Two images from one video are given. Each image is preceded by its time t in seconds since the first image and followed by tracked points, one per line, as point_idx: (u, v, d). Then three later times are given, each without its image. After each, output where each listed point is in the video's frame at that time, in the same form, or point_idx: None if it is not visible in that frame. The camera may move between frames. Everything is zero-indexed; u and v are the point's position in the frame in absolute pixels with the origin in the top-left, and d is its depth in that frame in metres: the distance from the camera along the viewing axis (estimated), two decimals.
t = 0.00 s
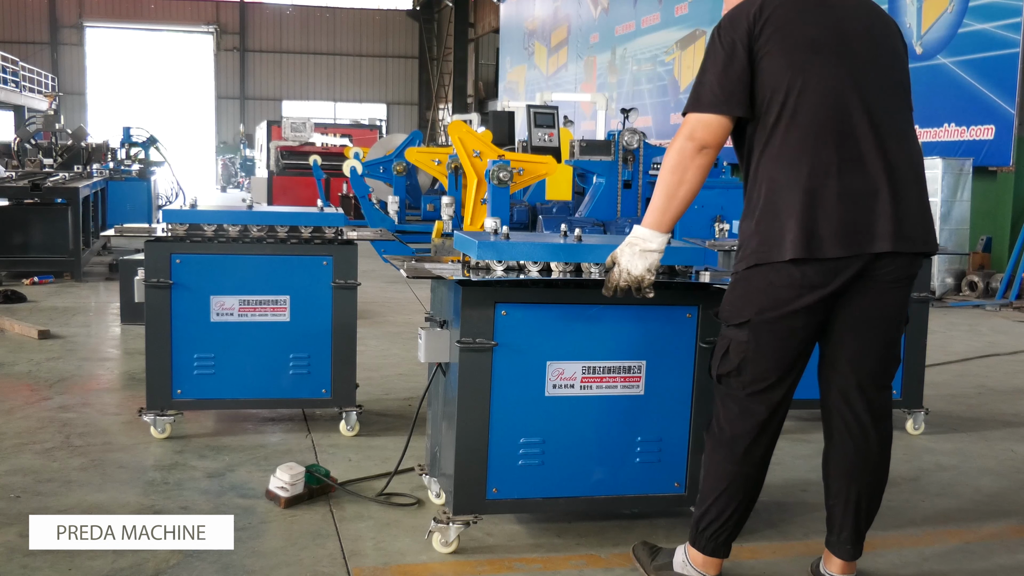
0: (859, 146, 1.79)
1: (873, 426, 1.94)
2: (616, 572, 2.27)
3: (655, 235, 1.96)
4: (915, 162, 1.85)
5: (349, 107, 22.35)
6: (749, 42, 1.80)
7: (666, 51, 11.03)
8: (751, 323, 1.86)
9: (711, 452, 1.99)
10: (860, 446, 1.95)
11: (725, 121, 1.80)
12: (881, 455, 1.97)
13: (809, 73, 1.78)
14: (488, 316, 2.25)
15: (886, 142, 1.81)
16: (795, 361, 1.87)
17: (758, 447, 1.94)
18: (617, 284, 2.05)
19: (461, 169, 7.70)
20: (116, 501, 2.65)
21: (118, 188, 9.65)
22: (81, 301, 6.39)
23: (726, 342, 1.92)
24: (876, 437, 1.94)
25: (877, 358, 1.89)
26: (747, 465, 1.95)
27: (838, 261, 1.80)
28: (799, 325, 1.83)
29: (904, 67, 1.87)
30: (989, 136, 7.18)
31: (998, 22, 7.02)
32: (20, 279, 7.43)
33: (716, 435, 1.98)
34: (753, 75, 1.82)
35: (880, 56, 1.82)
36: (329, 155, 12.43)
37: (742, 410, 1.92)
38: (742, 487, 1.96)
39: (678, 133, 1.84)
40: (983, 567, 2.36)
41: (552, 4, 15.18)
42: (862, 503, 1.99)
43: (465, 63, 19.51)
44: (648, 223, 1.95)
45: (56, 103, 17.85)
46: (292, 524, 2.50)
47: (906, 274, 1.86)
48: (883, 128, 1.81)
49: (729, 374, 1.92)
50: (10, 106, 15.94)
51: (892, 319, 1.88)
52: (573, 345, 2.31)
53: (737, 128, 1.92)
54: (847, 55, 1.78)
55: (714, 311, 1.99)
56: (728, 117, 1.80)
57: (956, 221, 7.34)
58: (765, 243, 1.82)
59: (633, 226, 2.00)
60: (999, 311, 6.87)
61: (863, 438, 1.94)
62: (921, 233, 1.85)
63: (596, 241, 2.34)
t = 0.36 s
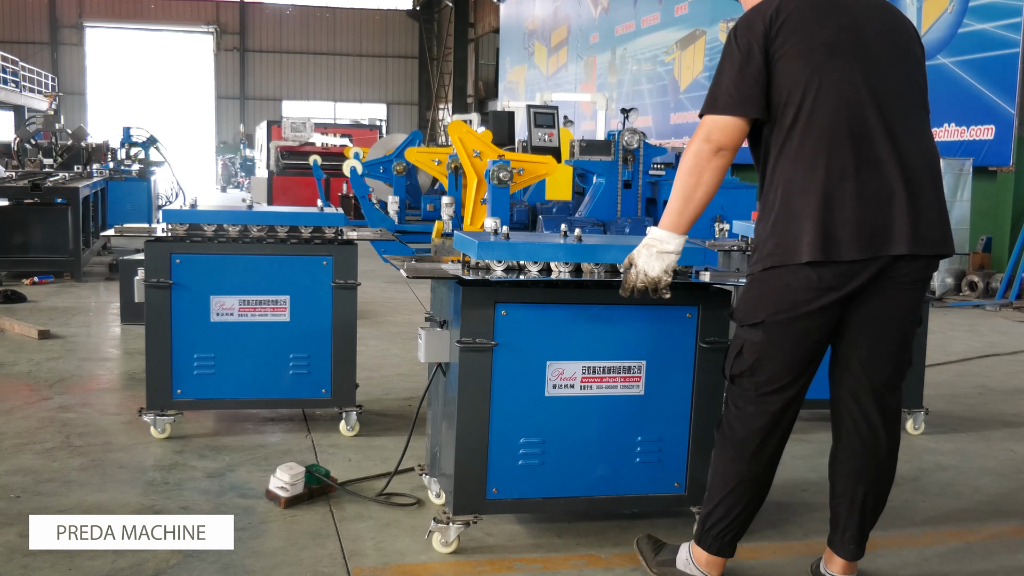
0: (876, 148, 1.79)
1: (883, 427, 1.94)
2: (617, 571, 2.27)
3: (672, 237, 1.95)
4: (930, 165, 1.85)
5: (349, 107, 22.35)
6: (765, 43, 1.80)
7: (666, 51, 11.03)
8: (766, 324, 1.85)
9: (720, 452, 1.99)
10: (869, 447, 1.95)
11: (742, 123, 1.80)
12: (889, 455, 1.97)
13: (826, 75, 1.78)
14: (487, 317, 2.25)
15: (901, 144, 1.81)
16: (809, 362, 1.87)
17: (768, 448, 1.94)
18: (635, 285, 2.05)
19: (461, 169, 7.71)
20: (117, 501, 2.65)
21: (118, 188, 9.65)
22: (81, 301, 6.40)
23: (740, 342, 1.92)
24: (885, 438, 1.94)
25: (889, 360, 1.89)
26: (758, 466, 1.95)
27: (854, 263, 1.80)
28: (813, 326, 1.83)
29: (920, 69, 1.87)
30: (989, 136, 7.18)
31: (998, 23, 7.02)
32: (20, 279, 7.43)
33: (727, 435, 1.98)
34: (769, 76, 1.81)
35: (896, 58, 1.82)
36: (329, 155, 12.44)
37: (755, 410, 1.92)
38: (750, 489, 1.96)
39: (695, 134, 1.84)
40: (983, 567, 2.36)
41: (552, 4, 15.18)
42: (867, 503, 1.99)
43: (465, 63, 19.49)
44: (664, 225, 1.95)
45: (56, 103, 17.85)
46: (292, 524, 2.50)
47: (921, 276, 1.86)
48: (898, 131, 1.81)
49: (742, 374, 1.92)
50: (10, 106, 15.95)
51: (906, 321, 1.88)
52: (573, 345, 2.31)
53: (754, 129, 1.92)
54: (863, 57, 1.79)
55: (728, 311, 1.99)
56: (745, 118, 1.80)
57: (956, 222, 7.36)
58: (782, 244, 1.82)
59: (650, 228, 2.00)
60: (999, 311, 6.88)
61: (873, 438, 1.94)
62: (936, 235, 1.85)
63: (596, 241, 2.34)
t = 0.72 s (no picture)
0: (893, 152, 1.79)
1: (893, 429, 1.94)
2: (617, 572, 2.27)
3: (687, 237, 1.94)
4: (947, 169, 1.84)
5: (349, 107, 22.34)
6: (783, 44, 1.80)
7: (666, 51, 11.03)
8: (779, 325, 1.86)
9: (728, 450, 1.99)
10: (878, 447, 1.94)
11: (758, 125, 1.80)
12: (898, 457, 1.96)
13: (843, 77, 1.77)
14: (487, 317, 2.25)
15: (919, 148, 1.81)
16: (820, 363, 1.87)
17: (777, 448, 1.94)
18: (652, 286, 2.04)
19: (461, 169, 7.71)
20: (117, 501, 2.65)
21: (118, 188, 9.65)
22: (81, 301, 6.40)
23: (752, 342, 1.92)
24: (895, 437, 1.94)
25: (901, 362, 1.89)
26: (767, 466, 1.95)
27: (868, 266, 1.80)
28: (826, 327, 1.83)
29: (938, 71, 1.86)
30: (989, 135, 7.18)
31: (997, 22, 7.02)
32: (19, 279, 7.43)
33: (736, 435, 1.98)
34: (787, 77, 1.82)
35: (915, 61, 1.81)
36: (329, 155, 12.44)
37: (765, 411, 1.92)
38: (759, 488, 1.96)
39: (712, 135, 1.85)
40: (982, 567, 2.36)
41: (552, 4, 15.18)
42: (874, 503, 1.99)
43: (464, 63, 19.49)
44: (680, 224, 1.94)
45: (56, 103, 17.85)
46: (292, 524, 2.50)
47: (934, 278, 1.86)
48: (915, 135, 1.81)
49: (753, 374, 1.92)
50: (10, 106, 15.94)
51: (919, 323, 1.87)
52: (573, 345, 2.31)
53: (770, 130, 1.92)
54: (881, 60, 1.78)
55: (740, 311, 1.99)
56: (761, 120, 1.80)
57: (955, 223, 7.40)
58: (796, 246, 1.82)
59: (667, 228, 1.99)
60: (998, 311, 6.88)
61: (882, 437, 1.93)
62: (952, 239, 1.85)
63: (596, 241, 2.34)
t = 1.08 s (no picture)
0: (908, 154, 1.79)
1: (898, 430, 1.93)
2: (617, 572, 2.27)
3: (702, 236, 1.95)
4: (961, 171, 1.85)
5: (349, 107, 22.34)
6: (800, 44, 1.80)
7: (666, 51, 11.03)
8: (788, 326, 1.86)
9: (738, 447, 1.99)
10: (882, 449, 1.94)
11: (773, 124, 1.81)
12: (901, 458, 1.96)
13: (860, 78, 1.78)
14: (487, 317, 2.25)
15: (934, 150, 1.81)
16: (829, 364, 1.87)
17: (782, 446, 1.94)
18: (668, 285, 2.06)
19: (461, 169, 7.71)
20: (117, 501, 2.65)
21: (118, 188, 9.65)
22: (81, 301, 6.40)
23: (759, 340, 1.92)
24: (901, 438, 1.93)
25: (908, 363, 1.89)
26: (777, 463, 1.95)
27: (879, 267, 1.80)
28: (835, 328, 1.83)
29: (953, 74, 1.86)
30: (989, 135, 7.18)
31: (997, 22, 7.02)
32: (19, 279, 7.43)
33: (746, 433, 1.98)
34: (803, 77, 1.82)
35: (931, 63, 1.82)
36: (329, 155, 12.43)
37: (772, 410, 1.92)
38: (771, 486, 1.96)
39: (728, 133, 1.85)
40: (983, 567, 2.37)
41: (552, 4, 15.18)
42: (877, 504, 1.99)
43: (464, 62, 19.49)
44: (695, 224, 1.95)
45: (56, 103, 17.85)
46: (292, 524, 2.50)
47: (945, 281, 1.86)
48: (930, 136, 1.81)
49: (760, 371, 1.92)
50: (10, 106, 15.94)
51: (926, 326, 1.87)
52: (574, 345, 2.31)
53: (784, 130, 1.92)
54: (898, 62, 1.79)
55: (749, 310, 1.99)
56: (776, 119, 1.80)
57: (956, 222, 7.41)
58: (809, 246, 1.82)
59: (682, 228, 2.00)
60: (998, 311, 6.88)
61: (888, 437, 1.93)
62: (965, 242, 1.85)
63: (596, 241, 2.34)
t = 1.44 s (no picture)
0: (910, 152, 1.79)
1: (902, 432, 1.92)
2: (617, 572, 2.27)
3: (716, 240, 1.97)
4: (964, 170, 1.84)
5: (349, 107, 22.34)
6: (800, 42, 1.82)
7: (666, 51, 11.03)
8: (802, 332, 1.85)
9: (784, 454, 1.97)
10: (885, 450, 1.92)
11: (777, 124, 1.81)
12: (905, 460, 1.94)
13: (861, 76, 1.78)
14: (487, 316, 2.25)
15: (937, 149, 1.80)
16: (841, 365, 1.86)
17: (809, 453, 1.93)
18: (685, 289, 2.08)
19: (461, 169, 7.71)
20: (116, 501, 2.65)
21: (118, 188, 9.65)
22: (81, 301, 6.40)
23: (777, 349, 1.91)
24: (904, 439, 1.92)
25: (912, 364, 1.88)
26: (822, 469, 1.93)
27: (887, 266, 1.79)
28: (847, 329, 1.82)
29: (956, 73, 1.86)
30: (989, 135, 7.18)
31: (997, 22, 7.02)
32: (20, 279, 7.43)
33: (783, 440, 1.96)
34: (805, 76, 1.83)
35: (932, 62, 1.82)
36: (329, 155, 12.43)
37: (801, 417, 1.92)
38: (825, 491, 1.94)
39: (735, 135, 1.86)
40: (983, 568, 2.37)
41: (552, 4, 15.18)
42: (882, 505, 1.97)
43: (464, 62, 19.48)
44: (708, 229, 1.96)
45: (57, 103, 17.85)
46: (292, 524, 2.50)
47: (949, 280, 1.85)
48: (933, 135, 1.80)
49: (781, 381, 1.92)
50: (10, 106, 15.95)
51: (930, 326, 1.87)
52: (573, 345, 2.31)
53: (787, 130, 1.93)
54: (899, 60, 1.79)
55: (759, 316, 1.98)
56: (780, 118, 1.81)
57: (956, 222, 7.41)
58: (816, 246, 1.82)
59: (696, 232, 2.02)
60: (998, 311, 6.88)
61: (892, 438, 1.91)
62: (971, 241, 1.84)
63: (596, 241, 2.35)
